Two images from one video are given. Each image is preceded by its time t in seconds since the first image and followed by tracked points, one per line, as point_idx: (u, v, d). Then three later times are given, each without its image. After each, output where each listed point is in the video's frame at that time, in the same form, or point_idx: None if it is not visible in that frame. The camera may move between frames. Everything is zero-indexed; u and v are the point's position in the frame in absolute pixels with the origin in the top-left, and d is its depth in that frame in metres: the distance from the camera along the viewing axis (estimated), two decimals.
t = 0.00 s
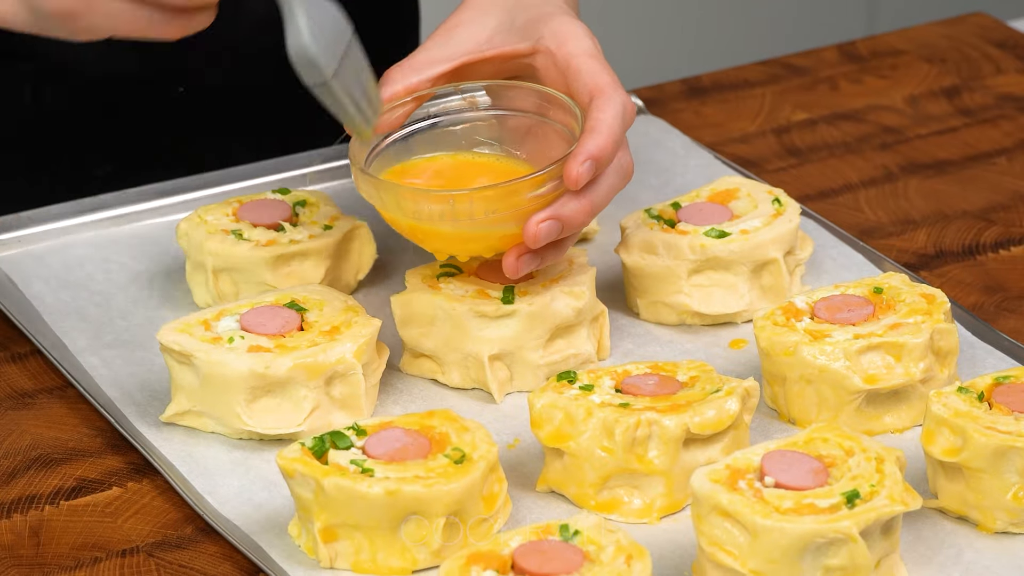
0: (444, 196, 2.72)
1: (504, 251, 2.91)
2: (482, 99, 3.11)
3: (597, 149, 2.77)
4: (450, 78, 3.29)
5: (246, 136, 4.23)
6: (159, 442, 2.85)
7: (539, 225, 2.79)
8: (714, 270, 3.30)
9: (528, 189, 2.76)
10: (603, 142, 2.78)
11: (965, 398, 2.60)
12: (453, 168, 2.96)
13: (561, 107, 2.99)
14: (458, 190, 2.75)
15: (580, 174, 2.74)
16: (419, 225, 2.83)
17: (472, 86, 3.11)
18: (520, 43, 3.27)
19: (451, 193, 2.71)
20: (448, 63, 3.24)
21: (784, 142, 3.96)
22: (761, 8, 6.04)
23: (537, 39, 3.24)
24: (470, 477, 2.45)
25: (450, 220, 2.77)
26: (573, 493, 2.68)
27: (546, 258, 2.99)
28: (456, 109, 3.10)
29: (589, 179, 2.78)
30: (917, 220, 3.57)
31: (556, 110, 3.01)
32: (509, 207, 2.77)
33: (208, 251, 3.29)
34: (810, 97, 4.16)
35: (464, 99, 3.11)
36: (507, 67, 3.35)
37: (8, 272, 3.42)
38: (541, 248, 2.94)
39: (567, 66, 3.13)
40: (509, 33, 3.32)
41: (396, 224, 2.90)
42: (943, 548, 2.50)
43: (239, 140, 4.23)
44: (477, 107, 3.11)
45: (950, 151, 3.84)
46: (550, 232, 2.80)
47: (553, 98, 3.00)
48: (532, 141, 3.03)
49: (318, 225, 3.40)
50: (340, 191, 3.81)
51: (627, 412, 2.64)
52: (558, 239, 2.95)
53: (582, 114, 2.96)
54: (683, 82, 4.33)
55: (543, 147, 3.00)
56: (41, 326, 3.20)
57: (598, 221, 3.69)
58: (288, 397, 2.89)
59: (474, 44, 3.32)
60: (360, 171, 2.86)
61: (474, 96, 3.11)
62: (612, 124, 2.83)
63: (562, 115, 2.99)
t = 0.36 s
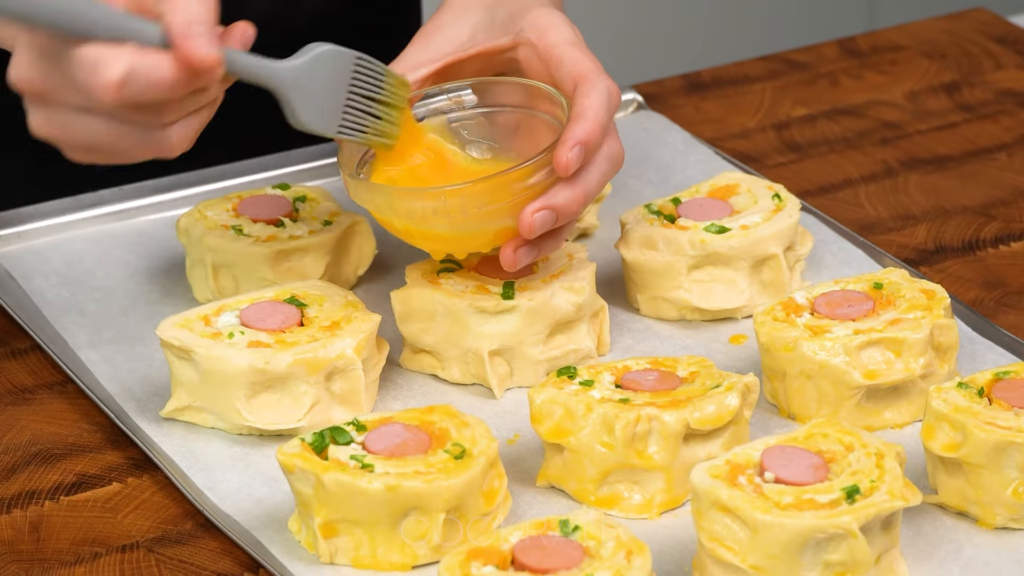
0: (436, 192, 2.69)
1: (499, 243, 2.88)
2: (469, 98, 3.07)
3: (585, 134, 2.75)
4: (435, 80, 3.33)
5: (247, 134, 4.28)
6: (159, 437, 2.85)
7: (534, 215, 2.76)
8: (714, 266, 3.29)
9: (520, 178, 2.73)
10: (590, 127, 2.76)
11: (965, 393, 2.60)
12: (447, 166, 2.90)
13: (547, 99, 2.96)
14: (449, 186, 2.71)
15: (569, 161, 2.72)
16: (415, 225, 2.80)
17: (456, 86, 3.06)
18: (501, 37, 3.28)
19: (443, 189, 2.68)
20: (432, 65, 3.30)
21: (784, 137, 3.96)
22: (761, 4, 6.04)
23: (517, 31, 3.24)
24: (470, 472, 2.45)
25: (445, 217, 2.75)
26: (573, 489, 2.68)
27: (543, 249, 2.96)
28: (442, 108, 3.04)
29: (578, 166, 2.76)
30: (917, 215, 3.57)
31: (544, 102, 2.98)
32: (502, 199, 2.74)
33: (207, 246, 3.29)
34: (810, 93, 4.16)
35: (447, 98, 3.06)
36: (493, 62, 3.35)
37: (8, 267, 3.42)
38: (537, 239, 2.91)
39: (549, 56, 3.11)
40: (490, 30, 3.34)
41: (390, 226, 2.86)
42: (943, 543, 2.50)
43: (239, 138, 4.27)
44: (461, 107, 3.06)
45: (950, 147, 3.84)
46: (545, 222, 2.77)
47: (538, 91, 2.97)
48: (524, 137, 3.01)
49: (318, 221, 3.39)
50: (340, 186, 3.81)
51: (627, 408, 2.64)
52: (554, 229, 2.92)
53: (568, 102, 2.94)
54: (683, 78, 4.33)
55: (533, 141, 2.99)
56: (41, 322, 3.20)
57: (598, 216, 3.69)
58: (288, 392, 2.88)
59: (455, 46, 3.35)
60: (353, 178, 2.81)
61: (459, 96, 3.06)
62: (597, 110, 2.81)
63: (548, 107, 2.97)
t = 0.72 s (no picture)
0: (432, 171, 2.73)
1: (498, 224, 2.91)
2: (479, 87, 3.09)
3: (580, 116, 2.76)
4: (443, 66, 3.32)
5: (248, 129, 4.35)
6: (159, 433, 2.85)
7: (528, 197, 2.78)
8: (713, 260, 3.29)
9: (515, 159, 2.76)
10: (584, 109, 2.78)
11: (965, 388, 2.60)
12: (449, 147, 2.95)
13: (551, 84, 2.97)
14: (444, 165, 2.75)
15: (562, 141, 2.73)
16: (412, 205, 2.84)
17: (467, 76, 3.11)
18: (506, 24, 3.28)
19: (439, 169, 2.72)
20: (439, 52, 3.28)
21: (784, 133, 3.96)
22: None
23: (521, 18, 3.24)
24: (470, 468, 2.45)
25: (441, 197, 2.78)
26: (573, 484, 2.68)
27: (541, 231, 2.99)
28: (452, 96, 3.09)
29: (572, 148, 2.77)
30: (917, 211, 3.57)
31: (548, 88, 2.98)
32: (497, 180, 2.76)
33: (207, 242, 3.28)
34: (810, 88, 4.16)
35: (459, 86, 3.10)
36: (496, 51, 3.36)
37: (9, 262, 3.42)
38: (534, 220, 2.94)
39: (551, 40, 3.11)
40: (496, 18, 3.33)
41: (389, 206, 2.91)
42: (943, 538, 2.50)
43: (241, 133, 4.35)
44: (470, 94, 3.09)
45: (949, 142, 3.84)
46: (539, 205, 2.79)
47: (545, 77, 2.98)
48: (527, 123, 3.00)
49: (318, 216, 3.38)
50: (339, 182, 3.81)
51: (627, 403, 2.64)
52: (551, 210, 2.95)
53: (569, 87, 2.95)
54: (683, 73, 4.33)
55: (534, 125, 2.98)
56: (41, 317, 3.20)
57: (598, 212, 3.69)
58: (288, 388, 2.88)
59: (463, 31, 3.34)
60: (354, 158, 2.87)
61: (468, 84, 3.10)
62: (593, 93, 2.82)
63: (551, 91, 2.96)
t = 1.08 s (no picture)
0: (464, 143, 2.72)
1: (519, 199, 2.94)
2: (495, 59, 3.08)
3: (609, 97, 2.79)
4: (462, 35, 3.27)
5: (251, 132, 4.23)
6: (159, 428, 2.85)
7: (554, 173, 2.81)
8: (713, 256, 3.29)
9: (545, 136, 2.77)
10: (613, 91, 2.81)
11: (965, 383, 2.60)
12: (469, 121, 2.97)
13: (573, 61, 2.98)
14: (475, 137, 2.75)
15: (593, 121, 2.76)
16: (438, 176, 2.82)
17: (485, 46, 3.10)
18: None
19: (470, 141, 2.72)
20: (459, 22, 3.22)
21: (784, 129, 3.95)
22: None
23: None
24: (471, 463, 2.45)
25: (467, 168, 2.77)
26: (573, 480, 2.68)
27: (559, 207, 3.01)
28: (471, 66, 3.08)
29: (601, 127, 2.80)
30: (917, 206, 3.56)
31: (568, 64, 3.00)
32: (524, 155, 2.77)
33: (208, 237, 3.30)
34: (810, 83, 4.15)
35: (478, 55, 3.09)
36: (518, 23, 3.33)
37: (8, 258, 3.41)
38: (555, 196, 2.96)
39: (575, 20, 3.15)
40: None
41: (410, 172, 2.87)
42: (943, 534, 2.50)
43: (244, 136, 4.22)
44: (489, 65, 3.08)
45: (949, 138, 3.83)
46: (563, 181, 2.82)
47: (566, 53, 2.99)
48: (545, 98, 3.04)
49: (318, 212, 3.40)
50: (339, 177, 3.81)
51: (627, 399, 2.64)
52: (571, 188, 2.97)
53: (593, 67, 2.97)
54: (682, 69, 4.32)
55: (554, 103, 3.02)
56: (40, 313, 3.19)
57: (598, 208, 3.69)
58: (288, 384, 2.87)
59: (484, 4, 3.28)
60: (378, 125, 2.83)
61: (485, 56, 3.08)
62: (621, 74, 2.87)
63: (574, 70, 2.98)
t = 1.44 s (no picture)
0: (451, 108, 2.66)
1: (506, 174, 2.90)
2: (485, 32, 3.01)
3: (599, 71, 2.82)
4: (453, 7, 3.32)
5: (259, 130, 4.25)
6: (159, 424, 2.85)
7: (541, 146, 2.71)
8: (714, 252, 3.29)
9: (531, 108, 2.72)
10: (602, 66, 2.84)
11: (965, 378, 2.60)
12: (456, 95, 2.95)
13: (562, 37, 2.93)
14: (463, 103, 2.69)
15: (582, 95, 2.74)
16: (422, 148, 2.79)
17: (475, 18, 3.02)
18: None
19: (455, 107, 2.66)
20: None
21: (784, 124, 3.95)
22: None
23: None
24: (471, 459, 2.45)
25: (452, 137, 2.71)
26: (573, 476, 2.68)
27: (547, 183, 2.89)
28: (460, 36, 3.02)
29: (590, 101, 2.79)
30: (917, 202, 3.56)
31: (557, 39, 2.94)
32: (511, 125, 2.72)
33: (207, 233, 3.28)
34: (810, 79, 4.15)
35: (467, 27, 3.03)
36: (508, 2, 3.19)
37: (8, 253, 3.41)
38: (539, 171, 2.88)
39: None
40: None
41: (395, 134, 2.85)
42: (943, 529, 2.50)
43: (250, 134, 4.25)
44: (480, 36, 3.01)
45: (949, 133, 3.83)
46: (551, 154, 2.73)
47: (556, 27, 2.93)
48: (532, 70, 2.97)
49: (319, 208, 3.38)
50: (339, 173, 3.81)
51: (627, 394, 2.64)
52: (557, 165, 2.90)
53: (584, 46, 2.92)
54: (682, 64, 4.32)
55: (543, 76, 2.94)
56: (40, 309, 3.19)
57: (598, 203, 3.69)
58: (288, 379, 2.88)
59: None
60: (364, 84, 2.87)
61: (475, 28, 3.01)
62: (612, 49, 2.91)
63: (563, 45, 2.93)
